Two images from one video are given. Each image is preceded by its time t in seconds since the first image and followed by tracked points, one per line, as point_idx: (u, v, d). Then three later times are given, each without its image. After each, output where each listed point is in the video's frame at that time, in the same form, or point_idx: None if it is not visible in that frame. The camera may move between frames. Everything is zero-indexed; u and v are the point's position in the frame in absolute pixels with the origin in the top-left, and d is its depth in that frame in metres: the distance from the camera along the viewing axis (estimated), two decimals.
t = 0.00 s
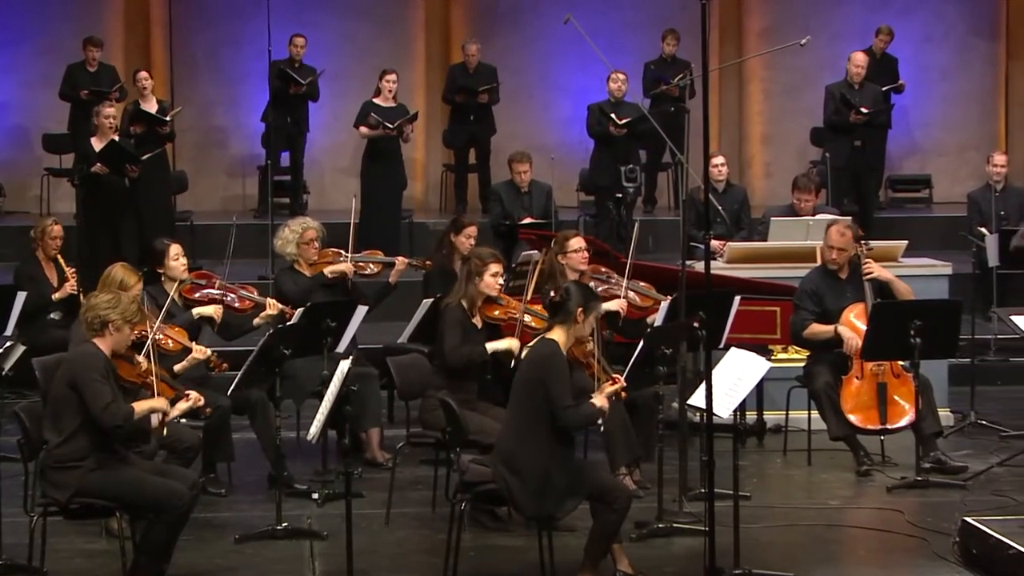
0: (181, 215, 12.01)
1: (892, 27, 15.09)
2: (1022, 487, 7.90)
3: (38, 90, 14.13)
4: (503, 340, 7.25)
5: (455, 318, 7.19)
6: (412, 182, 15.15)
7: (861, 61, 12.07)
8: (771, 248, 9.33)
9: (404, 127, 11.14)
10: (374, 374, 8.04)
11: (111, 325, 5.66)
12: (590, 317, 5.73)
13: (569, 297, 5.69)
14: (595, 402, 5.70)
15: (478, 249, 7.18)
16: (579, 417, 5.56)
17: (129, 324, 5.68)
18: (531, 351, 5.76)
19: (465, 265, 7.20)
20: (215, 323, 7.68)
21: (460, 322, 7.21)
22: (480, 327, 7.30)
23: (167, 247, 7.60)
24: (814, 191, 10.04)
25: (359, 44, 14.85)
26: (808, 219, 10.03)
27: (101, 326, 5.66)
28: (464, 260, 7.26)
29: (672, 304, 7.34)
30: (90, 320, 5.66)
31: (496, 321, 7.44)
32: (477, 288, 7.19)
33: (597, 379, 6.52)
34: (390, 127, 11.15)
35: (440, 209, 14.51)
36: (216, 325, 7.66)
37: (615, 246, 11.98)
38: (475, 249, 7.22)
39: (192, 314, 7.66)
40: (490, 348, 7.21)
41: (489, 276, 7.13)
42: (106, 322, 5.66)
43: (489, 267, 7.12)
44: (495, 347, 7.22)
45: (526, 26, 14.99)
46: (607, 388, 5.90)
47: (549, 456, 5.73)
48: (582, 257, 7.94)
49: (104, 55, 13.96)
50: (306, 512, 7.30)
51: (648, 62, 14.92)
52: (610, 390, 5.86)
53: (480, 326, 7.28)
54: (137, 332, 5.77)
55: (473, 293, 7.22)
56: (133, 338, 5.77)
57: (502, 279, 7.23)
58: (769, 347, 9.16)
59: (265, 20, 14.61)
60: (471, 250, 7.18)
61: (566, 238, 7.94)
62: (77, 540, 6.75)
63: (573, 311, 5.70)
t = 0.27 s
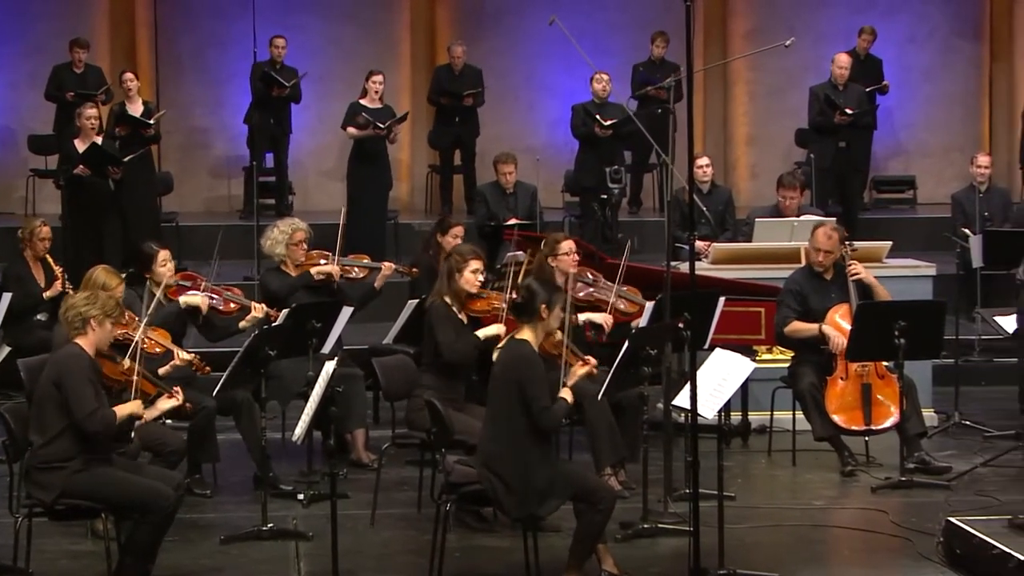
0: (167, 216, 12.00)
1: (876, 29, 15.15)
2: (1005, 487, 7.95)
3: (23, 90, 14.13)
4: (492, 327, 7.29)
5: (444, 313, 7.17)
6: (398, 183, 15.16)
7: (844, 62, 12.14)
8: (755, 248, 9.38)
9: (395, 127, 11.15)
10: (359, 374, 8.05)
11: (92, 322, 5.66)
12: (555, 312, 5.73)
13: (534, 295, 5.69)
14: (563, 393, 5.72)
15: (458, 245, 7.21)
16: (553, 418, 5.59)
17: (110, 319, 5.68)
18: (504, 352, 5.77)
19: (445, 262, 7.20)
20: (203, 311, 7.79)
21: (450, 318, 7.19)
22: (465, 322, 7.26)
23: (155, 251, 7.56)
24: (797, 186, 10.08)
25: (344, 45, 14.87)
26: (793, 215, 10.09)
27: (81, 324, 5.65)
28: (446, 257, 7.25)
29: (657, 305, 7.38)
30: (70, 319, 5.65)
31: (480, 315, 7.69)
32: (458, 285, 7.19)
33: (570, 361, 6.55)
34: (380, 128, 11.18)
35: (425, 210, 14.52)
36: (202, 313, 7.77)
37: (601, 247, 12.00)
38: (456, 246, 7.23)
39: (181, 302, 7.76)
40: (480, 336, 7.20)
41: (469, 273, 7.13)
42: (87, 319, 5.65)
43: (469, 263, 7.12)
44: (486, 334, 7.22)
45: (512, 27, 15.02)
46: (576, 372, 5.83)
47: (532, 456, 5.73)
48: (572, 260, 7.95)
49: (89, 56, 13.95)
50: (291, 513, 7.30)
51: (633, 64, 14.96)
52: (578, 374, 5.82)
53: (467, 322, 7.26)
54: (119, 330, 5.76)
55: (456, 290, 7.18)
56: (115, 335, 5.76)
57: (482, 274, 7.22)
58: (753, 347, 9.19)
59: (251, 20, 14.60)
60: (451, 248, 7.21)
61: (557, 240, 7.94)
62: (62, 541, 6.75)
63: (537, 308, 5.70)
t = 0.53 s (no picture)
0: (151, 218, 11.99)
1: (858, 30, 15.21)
2: (987, 487, 8.00)
3: (5, 92, 14.15)
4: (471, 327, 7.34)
5: (421, 313, 7.18)
6: (381, 184, 15.17)
7: (825, 65, 12.20)
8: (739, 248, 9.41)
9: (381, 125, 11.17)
10: (342, 375, 8.06)
11: (61, 320, 5.66)
12: (517, 313, 5.75)
13: (497, 296, 5.71)
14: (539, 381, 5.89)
15: (434, 245, 7.18)
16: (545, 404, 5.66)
17: (78, 315, 5.68)
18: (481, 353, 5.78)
19: (421, 262, 7.21)
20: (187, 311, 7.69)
21: (427, 318, 7.20)
22: (441, 322, 7.29)
23: (147, 258, 7.61)
24: (779, 179, 10.08)
25: (328, 45, 14.88)
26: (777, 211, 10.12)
27: (51, 323, 5.67)
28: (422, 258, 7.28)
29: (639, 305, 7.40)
30: (39, 320, 5.67)
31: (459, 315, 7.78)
32: (434, 285, 7.20)
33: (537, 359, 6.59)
34: (365, 127, 11.19)
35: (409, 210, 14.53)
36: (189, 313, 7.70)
37: (584, 248, 12.03)
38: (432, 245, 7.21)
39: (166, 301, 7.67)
40: (462, 336, 7.26)
41: (444, 273, 7.14)
42: (55, 318, 5.66)
43: (444, 263, 7.12)
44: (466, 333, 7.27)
45: (495, 28, 15.03)
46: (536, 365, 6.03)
47: (514, 457, 5.74)
48: (560, 264, 7.92)
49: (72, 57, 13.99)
50: (275, 514, 7.31)
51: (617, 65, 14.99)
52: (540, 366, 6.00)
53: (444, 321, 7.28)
54: (89, 325, 5.76)
55: (429, 291, 7.23)
56: (86, 331, 5.76)
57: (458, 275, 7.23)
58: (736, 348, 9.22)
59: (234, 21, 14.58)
60: (427, 248, 7.19)
61: (546, 244, 7.87)
62: (45, 543, 6.74)
63: (499, 311, 5.74)
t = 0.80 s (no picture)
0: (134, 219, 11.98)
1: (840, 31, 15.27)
2: (968, 487, 8.04)
3: None
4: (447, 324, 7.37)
5: (397, 315, 7.18)
6: (365, 185, 15.16)
7: (807, 67, 12.24)
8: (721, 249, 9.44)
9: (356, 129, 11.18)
10: (325, 376, 8.07)
11: (36, 322, 5.67)
12: (499, 312, 5.77)
13: (476, 296, 5.74)
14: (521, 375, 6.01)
15: (410, 246, 7.25)
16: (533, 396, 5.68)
17: (54, 316, 5.69)
18: (461, 354, 5.78)
19: (397, 263, 7.28)
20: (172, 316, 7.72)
21: (403, 318, 7.21)
22: (419, 323, 7.31)
23: (137, 258, 7.65)
24: (760, 177, 10.11)
25: (313, 46, 14.87)
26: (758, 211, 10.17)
27: (26, 325, 5.68)
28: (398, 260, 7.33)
29: (623, 306, 7.39)
30: (14, 322, 5.68)
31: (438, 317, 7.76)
32: (410, 287, 7.24)
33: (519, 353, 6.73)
34: (343, 130, 11.20)
35: (393, 211, 14.53)
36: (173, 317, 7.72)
37: (567, 249, 12.05)
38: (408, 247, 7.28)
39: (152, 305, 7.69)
40: (439, 333, 7.28)
41: (421, 274, 7.17)
42: (30, 320, 5.67)
43: (420, 263, 7.16)
44: (442, 330, 7.29)
45: (478, 29, 15.05)
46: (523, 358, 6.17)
47: (495, 458, 5.76)
48: (544, 268, 7.96)
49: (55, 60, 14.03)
50: (257, 515, 7.31)
51: (601, 66, 15.02)
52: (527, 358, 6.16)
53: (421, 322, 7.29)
54: (65, 326, 5.77)
55: (405, 293, 7.26)
56: (62, 332, 5.77)
57: (434, 277, 7.27)
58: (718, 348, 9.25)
59: (217, 24, 14.62)
60: (404, 249, 7.26)
61: (531, 247, 7.92)
62: (28, 543, 6.74)
63: (480, 309, 5.75)
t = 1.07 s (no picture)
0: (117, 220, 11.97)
1: (821, 31, 15.33)
2: (949, 487, 8.09)
3: None
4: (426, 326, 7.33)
5: (375, 316, 7.22)
6: (347, 186, 15.15)
7: (787, 66, 12.33)
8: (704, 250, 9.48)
9: (332, 134, 11.21)
10: (308, 376, 8.08)
11: (15, 323, 5.68)
12: (480, 314, 5.79)
13: (458, 299, 5.73)
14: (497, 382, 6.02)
15: (386, 248, 7.26)
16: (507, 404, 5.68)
17: (33, 319, 5.69)
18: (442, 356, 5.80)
19: (374, 265, 7.29)
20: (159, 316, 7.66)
21: (380, 318, 7.25)
22: (398, 324, 7.33)
23: (128, 255, 7.63)
24: (741, 178, 10.17)
25: (294, 47, 14.86)
26: (739, 211, 10.21)
27: (5, 326, 5.68)
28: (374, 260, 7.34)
29: (604, 306, 7.44)
30: None
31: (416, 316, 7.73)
32: (387, 288, 7.27)
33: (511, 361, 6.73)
34: (318, 137, 11.22)
35: (375, 211, 14.54)
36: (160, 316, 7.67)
37: (550, 249, 12.07)
38: (384, 249, 7.30)
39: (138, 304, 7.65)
40: (417, 335, 7.23)
41: (397, 275, 7.21)
42: (10, 321, 5.68)
43: (396, 264, 7.19)
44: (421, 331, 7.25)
45: (461, 30, 15.06)
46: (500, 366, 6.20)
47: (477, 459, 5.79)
48: (526, 272, 8.02)
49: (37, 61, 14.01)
50: (240, 515, 7.31)
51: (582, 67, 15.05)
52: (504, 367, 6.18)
53: (399, 322, 7.33)
54: (44, 328, 5.77)
55: (382, 294, 7.30)
56: (42, 334, 5.77)
57: (411, 276, 7.31)
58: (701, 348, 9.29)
59: (199, 25, 14.61)
60: (379, 250, 7.27)
61: (519, 249, 7.97)
62: (10, 544, 6.74)
63: (463, 312, 5.75)
